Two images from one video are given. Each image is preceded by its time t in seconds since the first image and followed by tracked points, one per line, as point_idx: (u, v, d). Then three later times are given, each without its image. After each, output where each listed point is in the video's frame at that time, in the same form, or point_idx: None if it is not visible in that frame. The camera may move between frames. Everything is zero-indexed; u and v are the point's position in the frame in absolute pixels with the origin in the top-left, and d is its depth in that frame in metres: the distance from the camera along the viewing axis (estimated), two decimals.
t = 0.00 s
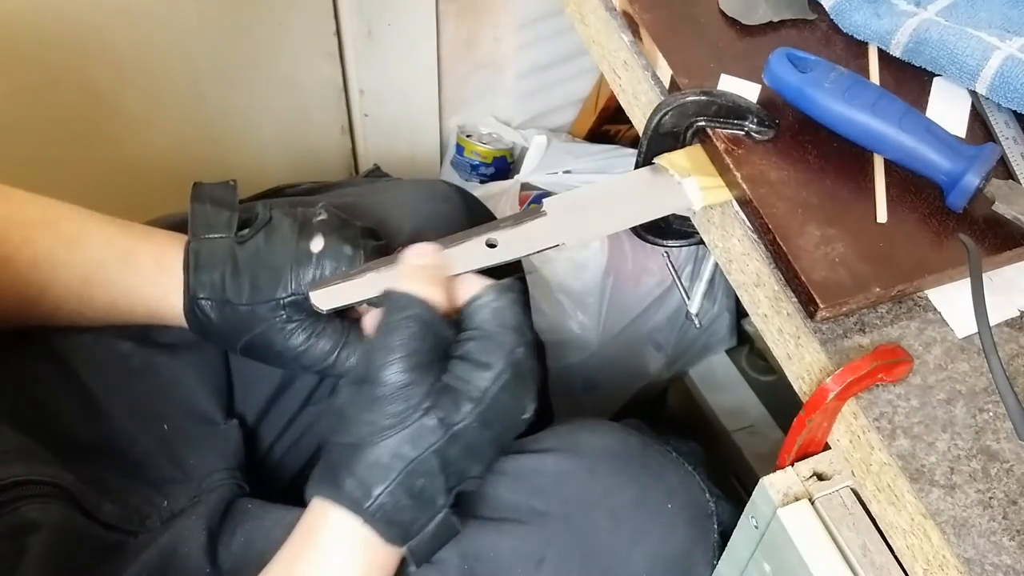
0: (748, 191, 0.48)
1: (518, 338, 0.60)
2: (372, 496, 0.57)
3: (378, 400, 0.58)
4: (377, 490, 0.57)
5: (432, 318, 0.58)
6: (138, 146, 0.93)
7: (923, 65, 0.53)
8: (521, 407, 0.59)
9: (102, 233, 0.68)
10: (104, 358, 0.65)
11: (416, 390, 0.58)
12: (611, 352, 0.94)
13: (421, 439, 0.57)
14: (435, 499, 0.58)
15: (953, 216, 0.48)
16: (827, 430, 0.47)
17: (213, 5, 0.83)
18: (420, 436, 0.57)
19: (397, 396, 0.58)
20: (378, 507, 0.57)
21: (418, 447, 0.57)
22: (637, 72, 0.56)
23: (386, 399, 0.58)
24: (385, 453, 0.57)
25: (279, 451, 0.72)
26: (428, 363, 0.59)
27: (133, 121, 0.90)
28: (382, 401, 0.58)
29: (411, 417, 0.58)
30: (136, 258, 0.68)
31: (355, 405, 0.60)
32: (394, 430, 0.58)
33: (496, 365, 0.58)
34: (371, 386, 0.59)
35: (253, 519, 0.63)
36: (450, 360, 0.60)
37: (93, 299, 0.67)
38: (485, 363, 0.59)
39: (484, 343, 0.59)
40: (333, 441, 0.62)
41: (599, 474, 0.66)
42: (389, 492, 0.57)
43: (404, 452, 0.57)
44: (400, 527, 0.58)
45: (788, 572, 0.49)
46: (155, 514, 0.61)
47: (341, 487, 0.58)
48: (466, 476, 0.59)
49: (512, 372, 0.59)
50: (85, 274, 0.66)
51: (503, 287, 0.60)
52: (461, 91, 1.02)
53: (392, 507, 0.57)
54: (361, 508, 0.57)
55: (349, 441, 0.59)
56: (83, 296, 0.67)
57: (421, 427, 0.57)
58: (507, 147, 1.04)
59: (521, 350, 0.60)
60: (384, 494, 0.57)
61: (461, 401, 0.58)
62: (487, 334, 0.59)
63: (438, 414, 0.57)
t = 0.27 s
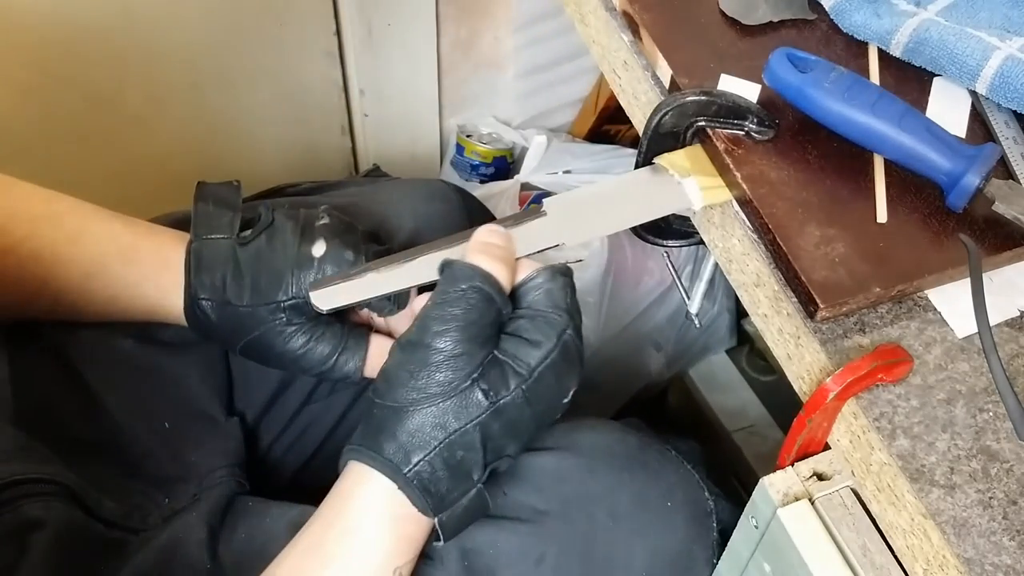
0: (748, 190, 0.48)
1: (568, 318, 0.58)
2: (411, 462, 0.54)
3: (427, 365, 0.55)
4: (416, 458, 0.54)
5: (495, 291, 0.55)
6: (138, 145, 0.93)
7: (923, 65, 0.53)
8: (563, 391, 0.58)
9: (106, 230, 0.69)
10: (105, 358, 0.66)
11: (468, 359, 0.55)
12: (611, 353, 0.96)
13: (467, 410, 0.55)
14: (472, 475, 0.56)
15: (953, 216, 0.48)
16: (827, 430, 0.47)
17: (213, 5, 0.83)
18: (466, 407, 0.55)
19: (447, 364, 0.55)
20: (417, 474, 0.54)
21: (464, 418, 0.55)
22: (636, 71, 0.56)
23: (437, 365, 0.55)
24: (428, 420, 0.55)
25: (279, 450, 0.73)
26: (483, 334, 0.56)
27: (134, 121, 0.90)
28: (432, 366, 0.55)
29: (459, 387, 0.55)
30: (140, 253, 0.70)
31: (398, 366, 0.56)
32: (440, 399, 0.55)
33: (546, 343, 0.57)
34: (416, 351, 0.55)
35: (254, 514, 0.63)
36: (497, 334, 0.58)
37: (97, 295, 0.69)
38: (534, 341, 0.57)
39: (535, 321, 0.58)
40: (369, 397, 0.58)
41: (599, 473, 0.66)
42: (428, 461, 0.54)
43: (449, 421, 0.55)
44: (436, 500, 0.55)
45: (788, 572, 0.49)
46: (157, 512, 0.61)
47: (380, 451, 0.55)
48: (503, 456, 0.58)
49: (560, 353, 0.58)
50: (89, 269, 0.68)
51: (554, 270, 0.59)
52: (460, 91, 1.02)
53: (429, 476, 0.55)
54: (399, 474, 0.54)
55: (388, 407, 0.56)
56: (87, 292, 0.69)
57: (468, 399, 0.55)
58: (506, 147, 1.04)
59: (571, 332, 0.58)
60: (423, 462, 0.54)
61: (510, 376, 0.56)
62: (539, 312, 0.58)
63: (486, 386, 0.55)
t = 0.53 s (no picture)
0: (748, 191, 0.48)
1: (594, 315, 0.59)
2: (430, 451, 0.55)
3: (452, 354, 0.56)
4: (436, 446, 0.55)
5: (523, 286, 0.55)
6: (139, 146, 0.93)
7: (923, 65, 0.53)
8: (584, 388, 0.59)
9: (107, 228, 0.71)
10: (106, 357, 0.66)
11: (493, 351, 0.56)
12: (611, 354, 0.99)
13: (489, 401, 0.56)
14: (490, 466, 0.57)
15: (953, 216, 0.48)
16: (827, 430, 0.47)
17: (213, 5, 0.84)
18: (488, 398, 0.56)
19: (473, 354, 0.56)
20: (435, 463, 0.55)
21: (487, 409, 0.56)
22: (637, 71, 0.56)
23: (462, 354, 0.56)
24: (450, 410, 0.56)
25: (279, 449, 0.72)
26: (510, 327, 0.57)
27: (135, 121, 0.90)
28: (457, 355, 0.56)
29: (483, 378, 0.56)
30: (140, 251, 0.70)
31: (423, 353, 0.57)
32: (463, 388, 0.56)
33: (571, 338, 0.58)
34: (441, 340, 0.56)
35: (254, 512, 0.63)
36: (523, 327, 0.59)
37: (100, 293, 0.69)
38: (559, 335, 0.58)
39: (561, 316, 0.59)
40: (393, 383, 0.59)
41: (599, 472, 0.66)
42: (447, 450, 0.55)
43: (471, 411, 0.56)
44: (453, 489, 0.56)
45: (788, 572, 0.49)
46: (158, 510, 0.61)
47: (400, 437, 0.56)
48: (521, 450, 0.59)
49: (584, 350, 0.58)
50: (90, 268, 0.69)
51: (586, 268, 0.60)
52: (460, 91, 1.02)
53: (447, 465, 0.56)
54: (418, 461, 0.55)
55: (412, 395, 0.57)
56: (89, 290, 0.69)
57: (491, 389, 0.56)
58: (506, 147, 1.04)
59: (596, 330, 0.59)
60: (442, 451, 0.55)
61: (533, 369, 0.57)
62: (566, 308, 0.59)
63: (509, 378, 0.56)
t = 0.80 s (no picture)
0: (748, 190, 0.48)
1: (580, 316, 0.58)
2: (418, 459, 0.53)
3: (436, 360, 0.54)
4: (423, 455, 0.54)
5: (506, 289, 0.54)
6: (139, 146, 0.93)
7: (923, 65, 0.53)
8: (572, 389, 0.57)
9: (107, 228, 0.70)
10: (106, 357, 0.66)
11: (479, 355, 0.54)
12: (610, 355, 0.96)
13: (476, 407, 0.54)
14: (479, 472, 0.55)
15: (952, 216, 0.48)
16: (827, 430, 0.47)
17: (213, 5, 0.83)
18: (475, 403, 0.54)
19: (458, 360, 0.54)
20: (423, 471, 0.54)
21: (474, 415, 0.54)
22: (637, 71, 0.56)
23: (447, 360, 0.54)
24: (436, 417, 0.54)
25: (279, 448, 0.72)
26: (494, 330, 0.55)
27: (135, 122, 0.90)
28: (442, 361, 0.54)
29: (469, 383, 0.54)
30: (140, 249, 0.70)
31: (407, 360, 0.55)
32: (449, 395, 0.54)
33: (559, 340, 0.56)
34: (425, 347, 0.55)
35: (255, 512, 0.63)
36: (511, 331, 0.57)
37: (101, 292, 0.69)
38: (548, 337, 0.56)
39: (549, 318, 0.57)
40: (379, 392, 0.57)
41: (599, 472, 0.66)
42: (435, 458, 0.54)
43: (457, 418, 0.54)
44: (443, 497, 0.54)
45: (788, 572, 0.49)
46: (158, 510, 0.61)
47: (387, 447, 0.54)
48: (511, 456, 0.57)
49: (572, 351, 0.57)
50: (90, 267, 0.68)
51: (573, 268, 0.58)
52: (461, 91, 1.02)
53: (435, 473, 0.54)
54: (406, 470, 0.53)
55: (396, 404, 0.55)
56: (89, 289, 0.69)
57: (478, 396, 0.54)
58: (506, 147, 1.04)
59: (583, 331, 0.57)
60: (430, 459, 0.54)
61: (521, 372, 0.55)
62: (553, 309, 0.57)
63: (496, 382, 0.54)
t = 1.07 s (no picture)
0: (748, 190, 0.48)
1: (506, 344, 0.60)
2: (337, 496, 0.55)
3: (356, 394, 0.56)
4: (343, 490, 0.55)
5: (426, 316, 0.56)
6: (138, 146, 0.93)
7: (923, 65, 0.53)
8: (497, 418, 0.60)
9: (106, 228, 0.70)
10: (106, 357, 0.66)
11: (399, 387, 0.56)
12: (610, 354, 0.94)
13: (396, 440, 0.56)
14: (400, 504, 0.57)
15: (953, 216, 0.48)
16: (827, 430, 0.47)
17: (213, 4, 0.83)
18: (396, 436, 0.56)
19: (378, 392, 0.56)
20: (342, 507, 0.55)
21: (395, 446, 0.56)
22: (636, 71, 0.56)
23: (367, 393, 0.56)
24: (355, 452, 0.55)
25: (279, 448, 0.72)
26: (414, 361, 0.57)
27: (134, 122, 0.90)
28: (362, 395, 0.56)
29: (390, 416, 0.56)
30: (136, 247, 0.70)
31: (327, 394, 0.57)
32: (370, 427, 0.56)
33: (481, 369, 0.59)
34: (347, 379, 0.57)
35: (255, 512, 0.63)
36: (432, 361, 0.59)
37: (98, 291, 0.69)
38: (469, 366, 0.59)
39: (472, 347, 0.59)
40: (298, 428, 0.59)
41: (600, 472, 0.66)
42: (355, 492, 0.55)
43: (379, 450, 0.55)
44: (361, 531, 0.56)
45: (788, 572, 0.49)
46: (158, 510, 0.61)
47: (306, 484, 0.55)
48: (433, 487, 0.59)
49: (495, 380, 0.59)
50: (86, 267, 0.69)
51: (497, 295, 0.61)
52: (460, 91, 1.02)
53: (355, 508, 0.55)
54: (324, 506, 0.55)
55: (318, 438, 0.56)
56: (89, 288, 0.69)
57: (399, 427, 0.56)
58: (506, 147, 1.04)
59: (506, 359, 0.60)
60: (349, 495, 0.55)
61: (442, 402, 0.57)
62: (477, 337, 0.60)
63: (416, 414, 0.56)
